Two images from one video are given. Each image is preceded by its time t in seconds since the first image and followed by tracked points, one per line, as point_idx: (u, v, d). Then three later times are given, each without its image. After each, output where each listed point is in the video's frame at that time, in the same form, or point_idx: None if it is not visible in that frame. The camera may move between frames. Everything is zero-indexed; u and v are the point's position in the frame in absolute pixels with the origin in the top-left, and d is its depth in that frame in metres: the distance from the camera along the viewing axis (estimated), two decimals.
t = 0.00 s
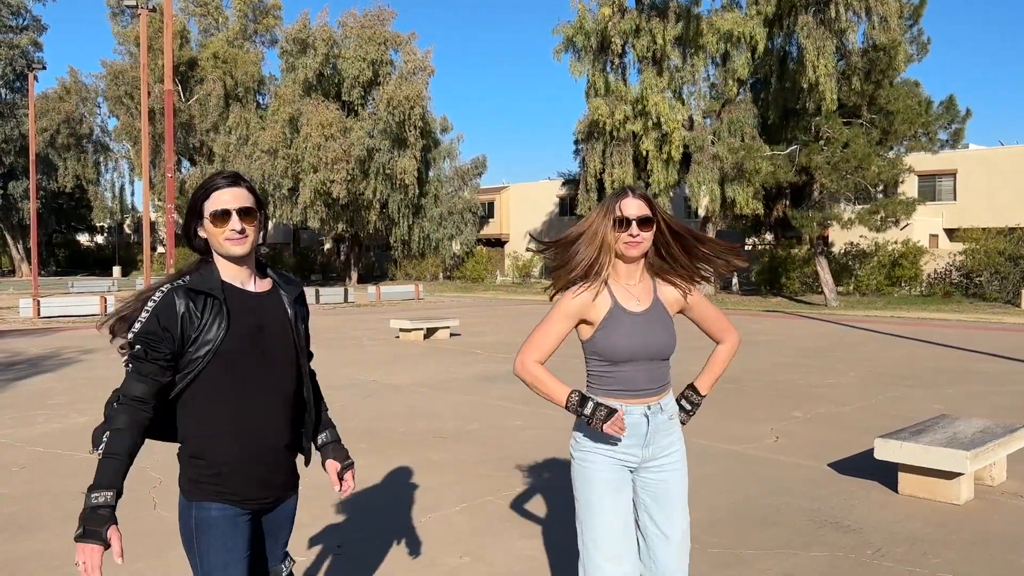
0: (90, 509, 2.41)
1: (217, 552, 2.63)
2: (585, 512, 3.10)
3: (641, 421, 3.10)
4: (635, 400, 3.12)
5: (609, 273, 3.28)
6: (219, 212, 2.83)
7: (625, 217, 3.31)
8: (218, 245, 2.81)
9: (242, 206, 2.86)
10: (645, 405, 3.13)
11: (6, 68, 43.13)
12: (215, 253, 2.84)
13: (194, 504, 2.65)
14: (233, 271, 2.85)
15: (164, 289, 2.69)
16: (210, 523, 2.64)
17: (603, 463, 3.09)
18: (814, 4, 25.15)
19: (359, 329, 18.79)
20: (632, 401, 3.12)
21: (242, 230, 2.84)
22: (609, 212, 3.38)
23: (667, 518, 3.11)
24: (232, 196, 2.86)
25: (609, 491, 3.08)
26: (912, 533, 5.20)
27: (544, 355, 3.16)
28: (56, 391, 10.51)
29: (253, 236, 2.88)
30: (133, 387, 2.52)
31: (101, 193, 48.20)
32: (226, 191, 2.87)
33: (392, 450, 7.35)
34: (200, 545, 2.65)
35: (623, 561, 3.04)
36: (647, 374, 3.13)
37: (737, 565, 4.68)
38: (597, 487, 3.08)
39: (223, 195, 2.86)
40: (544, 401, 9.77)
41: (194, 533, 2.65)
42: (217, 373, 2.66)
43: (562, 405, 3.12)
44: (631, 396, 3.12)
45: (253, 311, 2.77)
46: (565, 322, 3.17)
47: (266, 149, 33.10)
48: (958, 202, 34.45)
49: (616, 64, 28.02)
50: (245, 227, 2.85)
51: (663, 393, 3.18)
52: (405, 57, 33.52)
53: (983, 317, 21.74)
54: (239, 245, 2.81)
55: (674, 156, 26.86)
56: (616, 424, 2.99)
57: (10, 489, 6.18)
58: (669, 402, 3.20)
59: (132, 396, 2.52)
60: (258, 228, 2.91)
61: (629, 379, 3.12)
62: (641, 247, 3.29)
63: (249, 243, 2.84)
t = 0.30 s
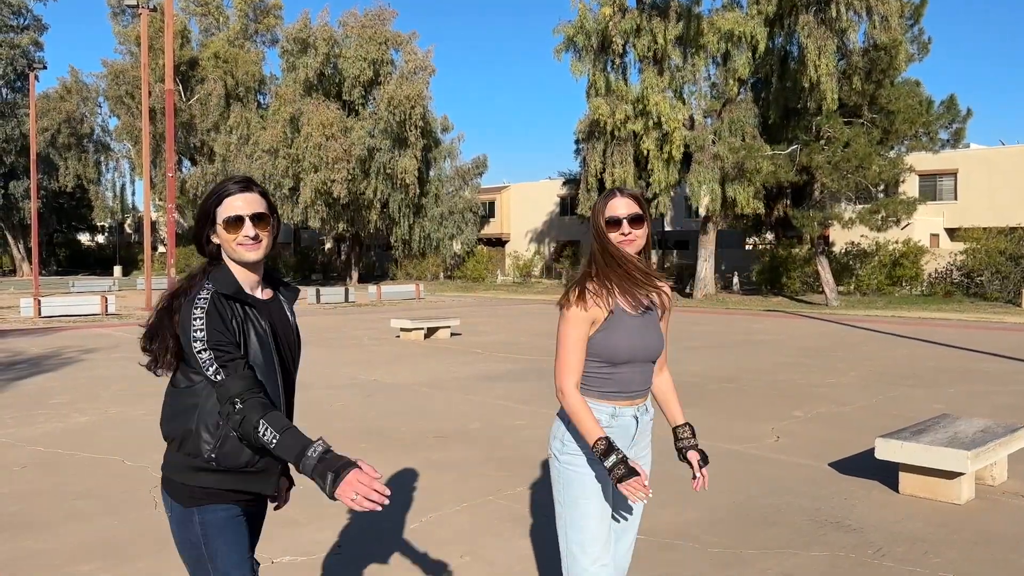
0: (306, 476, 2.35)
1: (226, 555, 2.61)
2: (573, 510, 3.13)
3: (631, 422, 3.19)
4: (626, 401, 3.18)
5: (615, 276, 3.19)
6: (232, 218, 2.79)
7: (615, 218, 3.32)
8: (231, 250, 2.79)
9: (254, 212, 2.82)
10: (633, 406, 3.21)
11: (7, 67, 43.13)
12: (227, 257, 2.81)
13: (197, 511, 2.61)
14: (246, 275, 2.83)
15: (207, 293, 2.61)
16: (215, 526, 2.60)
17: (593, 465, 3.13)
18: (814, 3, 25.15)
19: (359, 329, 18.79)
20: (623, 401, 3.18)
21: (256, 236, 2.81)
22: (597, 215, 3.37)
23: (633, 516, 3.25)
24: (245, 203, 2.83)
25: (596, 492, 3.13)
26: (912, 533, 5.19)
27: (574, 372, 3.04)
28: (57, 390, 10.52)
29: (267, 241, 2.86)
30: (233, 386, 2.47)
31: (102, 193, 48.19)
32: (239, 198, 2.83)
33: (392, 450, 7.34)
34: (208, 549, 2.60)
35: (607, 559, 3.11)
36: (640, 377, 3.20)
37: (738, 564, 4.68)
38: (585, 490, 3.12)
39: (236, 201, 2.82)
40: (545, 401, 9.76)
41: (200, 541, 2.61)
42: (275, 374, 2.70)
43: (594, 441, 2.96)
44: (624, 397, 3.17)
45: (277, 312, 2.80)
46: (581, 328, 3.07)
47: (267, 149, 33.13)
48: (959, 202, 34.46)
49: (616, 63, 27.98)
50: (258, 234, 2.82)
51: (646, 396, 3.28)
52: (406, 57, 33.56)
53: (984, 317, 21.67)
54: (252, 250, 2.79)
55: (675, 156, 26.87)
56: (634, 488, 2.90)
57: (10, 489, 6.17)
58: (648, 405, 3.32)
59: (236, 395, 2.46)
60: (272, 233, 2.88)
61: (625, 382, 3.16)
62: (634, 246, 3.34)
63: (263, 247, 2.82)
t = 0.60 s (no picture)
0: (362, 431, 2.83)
1: (229, 557, 2.63)
2: (563, 510, 3.14)
3: (620, 424, 3.16)
4: (614, 402, 3.17)
5: (602, 278, 3.24)
6: (238, 211, 2.79)
7: (609, 218, 3.30)
8: (235, 242, 2.78)
9: (259, 206, 2.82)
10: (624, 408, 3.19)
11: (8, 68, 43.13)
12: (231, 249, 2.80)
13: (203, 512, 2.61)
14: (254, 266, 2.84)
15: (232, 284, 2.64)
16: (221, 530, 2.61)
17: (582, 464, 3.15)
18: (815, 3, 25.17)
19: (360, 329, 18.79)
20: (611, 402, 3.17)
21: (260, 229, 2.80)
22: (594, 214, 3.35)
23: (627, 521, 3.24)
24: (251, 196, 2.83)
25: (585, 493, 3.14)
26: (913, 533, 5.19)
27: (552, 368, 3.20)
28: (58, 390, 10.54)
29: (271, 234, 2.85)
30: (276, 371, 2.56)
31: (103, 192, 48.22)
32: (246, 191, 2.84)
33: (392, 450, 7.34)
34: (211, 553, 2.62)
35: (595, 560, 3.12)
36: (627, 377, 3.17)
37: (739, 564, 4.68)
38: (575, 490, 3.13)
39: (242, 194, 2.83)
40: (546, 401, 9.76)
41: (204, 543, 2.62)
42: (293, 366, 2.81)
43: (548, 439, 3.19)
44: (611, 397, 3.17)
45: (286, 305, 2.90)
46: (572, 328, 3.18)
47: (267, 148, 33.14)
48: (960, 202, 34.43)
49: (617, 63, 27.94)
50: (263, 226, 2.81)
51: (640, 399, 3.24)
52: (406, 56, 33.58)
53: (985, 317, 21.64)
54: (257, 243, 2.78)
55: (676, 155, 26.88)
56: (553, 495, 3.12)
57: (10, 489, 6.16)
58: (646, 409, 3.27)
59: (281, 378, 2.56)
60: (276, 227, 2.87)
61: (609, 381, 3.16)
62: (628, 247, 3.31)
63: (267, 241, 2.81)
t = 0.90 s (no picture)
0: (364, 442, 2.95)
1: (241, 551, 2.64)
2: (561, 506, 3.18)
3: (611, 420, 3.14)
4: (606, 397, 3.17)
5: (595, 278, 3.28)
6: (259, 211, 2.82)
7: (608, 217, 3.32)
8: (254, 241, 2.82)
9: (278, 207, 2.85)
10: (617, 404, 3.17)
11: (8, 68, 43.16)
12: (250, 248, 2.84)
13: (222, 505, 2.63)
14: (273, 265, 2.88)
15: (258, 282, 2.65)
16: (234, 524, 2.62)
17: (574, 460, 3.15)
18: (816, 3, 25.17)
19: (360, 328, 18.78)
20: (603, 397, 3.17)
21: (280, 229, 2.84)
22: (595, 213, 3.37)
23: (634, 523, 3.14)
24: (270, 197, 2.86)
25: (580, 490, 3.14)
26: (913, 533, 5.19)
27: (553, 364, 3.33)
28: (58, 390, 10.55)
29: (291, 234, 2.88)
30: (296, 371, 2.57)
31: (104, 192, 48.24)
32: (265, 192, 2.87)
33: (393, 449, 7.34)
34: (224, 546, 2.64)
35: (592, 556, 3.11)
36: (619, 372, 3.16)
37: (739, 564, 4.68)
38: (569, 486, 3.15)
39: (261, 195, 2.86)
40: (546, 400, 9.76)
41: (218, 535, 2.64)
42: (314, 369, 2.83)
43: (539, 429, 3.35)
44: (603, 391, 3.17)
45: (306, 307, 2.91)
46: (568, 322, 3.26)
47: (268, 149, 33.12)
48: (961, 202, 34.42)
49: (618, 63, 27.92)
50: (282, 227, 2.84)
51: (637, 395, 3.19)
52: (407, 57, 33.60)
53: (986, 318, 21.63)
54: (277, 243, 2.83)
55: (676, 156, 26.89)
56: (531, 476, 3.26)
57: (10, 489, 6.17)
58: (646, 406, 3.19)
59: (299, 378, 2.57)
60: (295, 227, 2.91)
61: (600, 375, 3.17)
62: (626, 247, 3.32)
63: (286, 241, 2.85)
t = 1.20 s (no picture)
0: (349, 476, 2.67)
1: (242, 547, 2.65)
2: (567, 504, 3.18)
3: (614, 417, 3.14)
4: (609, 395, 3.17)
5: (597, 275, 3.30)
6: (266, 209, 2.85)
7: (610, 212, 3.35)
8: (260, 237, 2.84)
9: (285, 204, 2.88)
10: (620, 400, 3.16)
11: (10, 68, 43.21)
12: (256, 244, 2.87)
13: (221, 499, 2.66)
14: (275, 263, 2.89)
15: (247, 280, 2.67)
16: (233, 518, 2.64)
17: (579, 459, 3.16)
18: (817, 3, 25.19)
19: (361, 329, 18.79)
20: (606, 394, 3.18)
21: (286, 227, 2.87)
22: (599, 210, 3.40)
23: (639, 521, 3.14)
24: (278, 195, 2.90)
25: (585, 489, 3.14)
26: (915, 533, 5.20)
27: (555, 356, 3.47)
28: (60, 390, 10.56)
29: (296, 233, 2.91)
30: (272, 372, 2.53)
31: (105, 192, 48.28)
32: (272, 190, 2.90)
33: (394, 449, 7.34)
34: (224, 541, 2.66)
35: (597, 555, 3.12)
36: (621, 367, 3.17)
37: (741, 564, 4.69)
38: (574, 485, 3.16)
39: (268, 193, 2.89)
40: (548, 400, 9.76)
41: (218, 528, 2.67)
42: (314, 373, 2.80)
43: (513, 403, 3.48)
44: (606, 389, 3.18)
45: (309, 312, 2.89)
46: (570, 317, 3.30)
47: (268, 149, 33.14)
48: (962, 202, 34.41)
49: (619, 63, 27.94)
50: (288, 224, 2.87)
51: (640, 392, 3.18)
52: (408, 57, 33.62)
53: (987, 318, 21.62)
54: (282, 241, 2.85)
55: (677, 156, 26.91)
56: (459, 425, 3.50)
57: (13, 488, 6.17)
58: (651, 404, 3.18)
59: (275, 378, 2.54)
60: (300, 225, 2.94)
61: (601, 372, 3.18)
62: (624, 243, 3.33)
63: (291, 240, 2.87)
